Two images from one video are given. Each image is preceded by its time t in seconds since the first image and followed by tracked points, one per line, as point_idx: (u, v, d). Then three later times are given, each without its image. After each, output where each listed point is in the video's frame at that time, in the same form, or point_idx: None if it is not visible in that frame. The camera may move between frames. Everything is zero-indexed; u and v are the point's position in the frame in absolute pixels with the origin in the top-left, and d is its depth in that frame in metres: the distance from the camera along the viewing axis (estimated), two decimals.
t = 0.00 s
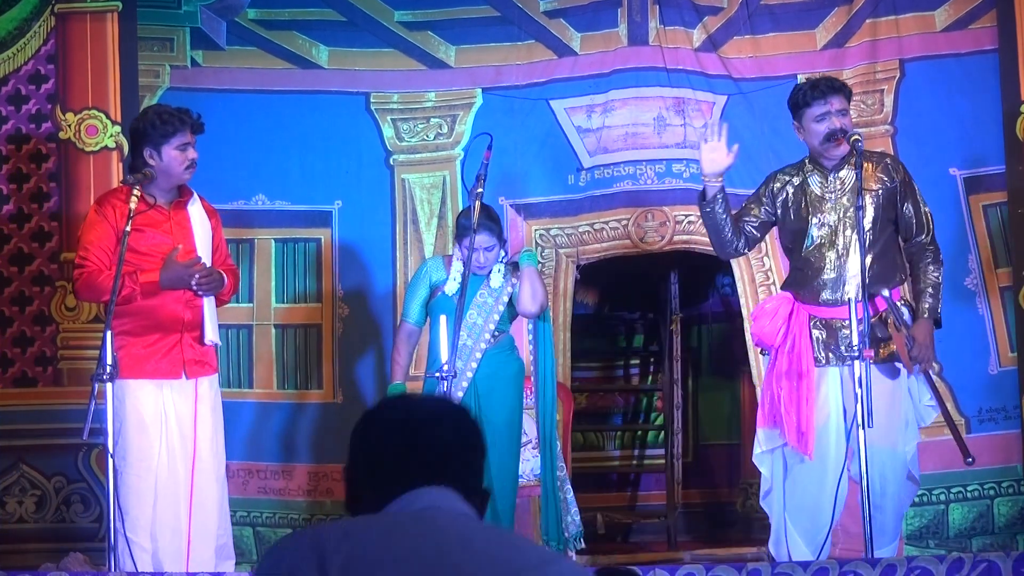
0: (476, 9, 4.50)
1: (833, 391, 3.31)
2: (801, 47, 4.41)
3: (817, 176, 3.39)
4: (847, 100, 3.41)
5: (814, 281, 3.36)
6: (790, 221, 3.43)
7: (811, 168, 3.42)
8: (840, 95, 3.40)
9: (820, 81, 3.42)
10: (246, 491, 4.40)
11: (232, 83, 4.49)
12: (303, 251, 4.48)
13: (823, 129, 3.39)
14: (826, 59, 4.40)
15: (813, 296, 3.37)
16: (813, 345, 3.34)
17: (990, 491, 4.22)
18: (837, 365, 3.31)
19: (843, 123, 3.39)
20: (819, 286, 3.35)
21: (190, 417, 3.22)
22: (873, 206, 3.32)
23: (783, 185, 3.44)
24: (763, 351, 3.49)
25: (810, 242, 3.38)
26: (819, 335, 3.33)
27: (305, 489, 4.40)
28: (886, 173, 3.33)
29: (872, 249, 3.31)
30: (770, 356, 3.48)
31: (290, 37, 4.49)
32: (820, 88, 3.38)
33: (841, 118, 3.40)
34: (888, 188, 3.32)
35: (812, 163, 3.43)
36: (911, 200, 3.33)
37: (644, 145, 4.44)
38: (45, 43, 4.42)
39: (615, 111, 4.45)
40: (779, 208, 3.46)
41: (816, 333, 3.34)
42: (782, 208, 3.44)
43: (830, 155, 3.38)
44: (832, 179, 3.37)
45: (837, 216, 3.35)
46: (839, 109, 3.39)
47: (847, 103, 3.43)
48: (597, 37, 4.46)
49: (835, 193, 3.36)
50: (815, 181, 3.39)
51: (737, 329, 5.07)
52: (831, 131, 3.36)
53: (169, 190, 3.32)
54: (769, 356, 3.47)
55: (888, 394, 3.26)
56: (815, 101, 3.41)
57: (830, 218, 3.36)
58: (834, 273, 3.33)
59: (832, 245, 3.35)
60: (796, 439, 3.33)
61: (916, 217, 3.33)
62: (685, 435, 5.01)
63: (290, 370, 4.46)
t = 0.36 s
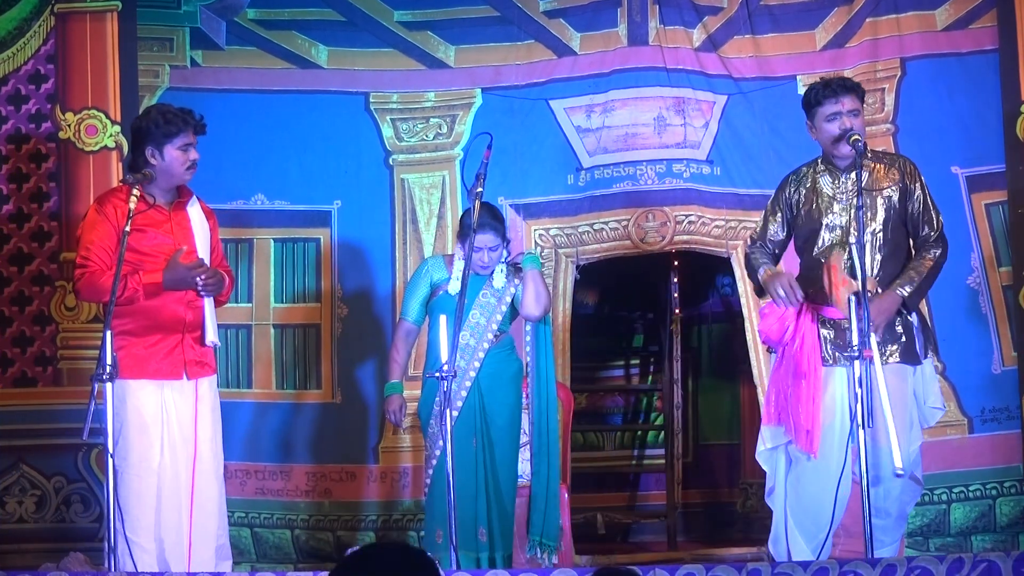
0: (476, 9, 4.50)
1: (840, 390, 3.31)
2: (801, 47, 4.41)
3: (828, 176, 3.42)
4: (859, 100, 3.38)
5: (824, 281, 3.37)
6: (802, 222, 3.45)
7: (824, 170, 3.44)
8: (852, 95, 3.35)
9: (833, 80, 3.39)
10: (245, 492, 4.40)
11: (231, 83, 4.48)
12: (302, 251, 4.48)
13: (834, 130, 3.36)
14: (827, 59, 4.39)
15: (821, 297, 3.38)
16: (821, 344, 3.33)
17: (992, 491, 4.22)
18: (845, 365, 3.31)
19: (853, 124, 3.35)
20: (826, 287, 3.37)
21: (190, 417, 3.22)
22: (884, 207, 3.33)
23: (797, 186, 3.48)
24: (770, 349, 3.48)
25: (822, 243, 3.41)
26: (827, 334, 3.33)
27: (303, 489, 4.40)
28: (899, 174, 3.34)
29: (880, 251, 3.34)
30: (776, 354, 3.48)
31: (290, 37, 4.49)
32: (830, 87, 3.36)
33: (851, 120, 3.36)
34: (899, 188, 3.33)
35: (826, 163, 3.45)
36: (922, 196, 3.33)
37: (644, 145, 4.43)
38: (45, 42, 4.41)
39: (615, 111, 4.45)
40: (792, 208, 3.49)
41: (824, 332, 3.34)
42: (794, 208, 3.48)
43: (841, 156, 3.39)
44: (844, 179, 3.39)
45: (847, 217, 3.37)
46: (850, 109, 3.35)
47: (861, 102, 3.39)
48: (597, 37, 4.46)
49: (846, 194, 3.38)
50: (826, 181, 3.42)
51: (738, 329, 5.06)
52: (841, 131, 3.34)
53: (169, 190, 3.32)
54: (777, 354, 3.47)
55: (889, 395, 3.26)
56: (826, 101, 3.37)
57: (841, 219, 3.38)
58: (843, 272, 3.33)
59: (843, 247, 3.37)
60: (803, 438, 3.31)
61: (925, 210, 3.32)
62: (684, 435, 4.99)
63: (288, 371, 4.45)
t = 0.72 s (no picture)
0: (475, 8, 4.49)
1: (844, 389, 3.30)
2: (801, 46, 4.41)
3: (832, 177, 3.42)
4: (864, 101, 3.34)
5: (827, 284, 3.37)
6: (808, 223, 3.45)
7: (828, 170, 3.43)
8: (857, 96, 3.33)
9: (838, 80, 3.37)
10: (245, 492, 4.40)
11: (231, 83, 4.49)
12: (302, 251, 4.48)
13: (838, 130, 3.35)
14: (828, 58, 4.39)
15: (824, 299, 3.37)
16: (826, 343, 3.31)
17: (994, 492, 4.22)
18: (849, 365, 3.29)
19: (858, 126, 3.32)
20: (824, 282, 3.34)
21: (192, 417, 3.22)
22: (886, 208, 3.33)
23: (802, 187, 3.48)
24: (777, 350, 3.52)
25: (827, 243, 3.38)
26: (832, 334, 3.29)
27: (303, 489, 4.40)
28: (902, 175, 3.34)
29: (883, 252, 3.33)
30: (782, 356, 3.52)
31: (289, 36, 4.49)
32: (834, 89, 3.34)
33: (856, 120, 3.32)
34: (902, 188, 3.32)
35: (830, 164, 3.45)
36: (925, 195, 3.32)
37: (644, 144, 4.43)
38: (45, 42, 4.41)
39: (615, 111, 4.44)
40: (798, 209, 3.49)
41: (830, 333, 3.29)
42: (801, 209, 3.47)
43: (845, 156, 3.37)
44: (848, 180, 3.39)
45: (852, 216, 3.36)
46: (854, 110, 3.32)
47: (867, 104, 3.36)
48: (597, 36, 4.45)
49: (851, 195, 3.38)
50: (830, 182, 3.42)
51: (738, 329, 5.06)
52: (845, 132, 3.31)
53: (171, 190, 3.31)
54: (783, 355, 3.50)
55: (892, 395, 3.26)
56: (831, 101, 3.35)
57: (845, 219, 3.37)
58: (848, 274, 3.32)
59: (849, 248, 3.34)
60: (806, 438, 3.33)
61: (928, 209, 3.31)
62: (684, 435, 4.98)
63: (287, 371, 4.45)
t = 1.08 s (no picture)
0: (476, 8, 4.49)
1: (846, 390, 3.30)
2: (802, 45, 4.41)
3: (836, 178, 3.41)
4: (869, 103, 3.34)
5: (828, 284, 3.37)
6: (810, 225, 3.45)
7: (833, 171, 3.43)
8: (861, 98, 3.33)
9: (843, 81, 3.37)
10: (246, 492, 4.40)
11: (232, 83, 4.48)
12: (303, 251, 4.48)
13: (841, 132, 3.34)
14: (829, 57, 4.39)
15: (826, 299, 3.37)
16: (826, 345, 3.33)
17: (995, 492, 4.22)
18: (848, 366, 3.30)
19: (862, 128, 3.31)
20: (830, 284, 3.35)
21: (195, 417, 3.22)
22: (889, 208, 3.33)
23: (806, 188, 3.48)
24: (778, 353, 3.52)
25: (829, 244, 3.39)
26: (832, 336, 3.32)
27: (303, 489, 4.40)
28: (905, 175, 3.33)
29: (885, 254, 3.33)
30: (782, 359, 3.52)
31: (289, 36, 4.48)
32: (837, 90, 3.34)
33: (860, 123, 3.32)
34: (903, 189, 3.32)
35: (834, 165, 3.44)
36: (927, 195, 3.31)
37: (645, 143, 4.43)
38: (45, 42, 4.41)
39: (615, 111, 4.44)
40: (801, 211, 3.49)
41: (830, 335, 3.33)
42: (804, 210, 3.47)
43: (848, 157, 3.37)
44: (851, 181, 3.38)
45: (853, 219, 3.37)
46: (858, 113, 3.32)
47: (872, 106, 3.37)
48: (597, 36, 4.45)
49: (853, 197, 3.38)
50: (834, 183, 3.41)
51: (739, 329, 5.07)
52: (847, 134, 3.31)
53: (175, 191, 3.31)
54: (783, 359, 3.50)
55: (895, 396, 3.26)
56: (835, 102, 3.35)
57: (846, 221, 3.37)
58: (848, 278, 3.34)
59: (849, 251, 3.35)
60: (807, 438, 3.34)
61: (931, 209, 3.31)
62: (684, 436, 4.98)
63: (287, 371, 4.45)
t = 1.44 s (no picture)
0: (476, 8, 4.49)
1: (846, 389, 3.30)
2: (802, 45, 4.40)
3: (837, 176, 3.41)
4: (870, 103, 3.33)
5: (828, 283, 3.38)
6: (811, 224, 3.44)
7: (833, 169, 3.42)
8: (862, 97, 3.31)
9: (844, 79, 3.36)
10: (246, 492, 4.40)
11: (232, 83, 4.49)
12: (303, 251, 4.48)
13: (841, 131, 3.34)
14: (830, 56, 4.38)
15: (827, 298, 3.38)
16: (826, 345, 3.34)
17: (996, 492, 4.22)
18: (848, 366, 3.29)
19: (862, 127, 3.30)
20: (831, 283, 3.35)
21: (198, 416, 3.23)
22: (889, 207, 3.32)
23: (806, 187, 3.47)
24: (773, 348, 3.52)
25: (830, 243, 3.39)
26: (831, 336, 3.32)
27: (303, 489, 4.40)
28: (906, 174, 3.33)
29: (885, 253, 3.32)
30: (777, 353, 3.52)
31: (289, 36, 4.48)
32: (838, 90, 3.33)
33: (860, 122, 3.31)
34: (904, 188, 3.31)
35: (835, 164, 3.43)
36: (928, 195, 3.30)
37: (645, 143, 4.43)
38: (45, 42, 4.41)
39: (615, 110, 4.44)
40: (802, 210, 3.49)
41: (830, 335, 3.33)
42: (805, 210, 3.47)
43: (848, 156, 3.35)
44: (851, 180, 3.38)
45: (853, 218, 3.36)
46: (858, 112, 3.31)
47: (873, 105, 3.36)
48: (597, 36, 4.45)
49: (853, 196, 3.37)
50: (834, 182, 3.41)
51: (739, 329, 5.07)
52: (847, 133, 3.30)
53: (179, 190, 3.32)
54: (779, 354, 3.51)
55: (895, 397, 3.26)
56: (836, 101, 3.34)
57: (846, 220, 3.37)
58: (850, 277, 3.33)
59: (850, 249, 3.35)
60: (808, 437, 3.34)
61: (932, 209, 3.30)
62: (684, 436, 4.99)
63: (286, 371, 4.45)
